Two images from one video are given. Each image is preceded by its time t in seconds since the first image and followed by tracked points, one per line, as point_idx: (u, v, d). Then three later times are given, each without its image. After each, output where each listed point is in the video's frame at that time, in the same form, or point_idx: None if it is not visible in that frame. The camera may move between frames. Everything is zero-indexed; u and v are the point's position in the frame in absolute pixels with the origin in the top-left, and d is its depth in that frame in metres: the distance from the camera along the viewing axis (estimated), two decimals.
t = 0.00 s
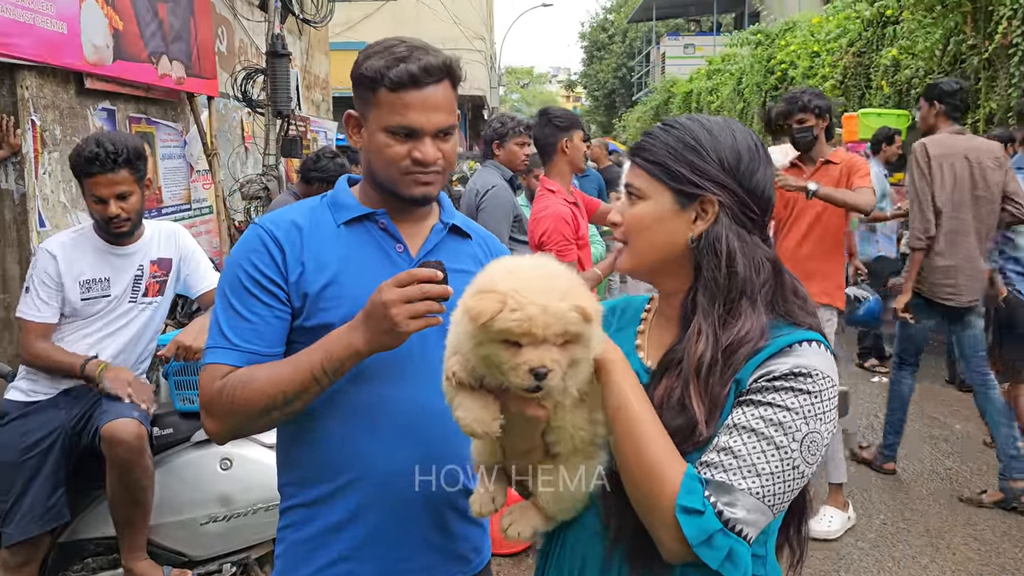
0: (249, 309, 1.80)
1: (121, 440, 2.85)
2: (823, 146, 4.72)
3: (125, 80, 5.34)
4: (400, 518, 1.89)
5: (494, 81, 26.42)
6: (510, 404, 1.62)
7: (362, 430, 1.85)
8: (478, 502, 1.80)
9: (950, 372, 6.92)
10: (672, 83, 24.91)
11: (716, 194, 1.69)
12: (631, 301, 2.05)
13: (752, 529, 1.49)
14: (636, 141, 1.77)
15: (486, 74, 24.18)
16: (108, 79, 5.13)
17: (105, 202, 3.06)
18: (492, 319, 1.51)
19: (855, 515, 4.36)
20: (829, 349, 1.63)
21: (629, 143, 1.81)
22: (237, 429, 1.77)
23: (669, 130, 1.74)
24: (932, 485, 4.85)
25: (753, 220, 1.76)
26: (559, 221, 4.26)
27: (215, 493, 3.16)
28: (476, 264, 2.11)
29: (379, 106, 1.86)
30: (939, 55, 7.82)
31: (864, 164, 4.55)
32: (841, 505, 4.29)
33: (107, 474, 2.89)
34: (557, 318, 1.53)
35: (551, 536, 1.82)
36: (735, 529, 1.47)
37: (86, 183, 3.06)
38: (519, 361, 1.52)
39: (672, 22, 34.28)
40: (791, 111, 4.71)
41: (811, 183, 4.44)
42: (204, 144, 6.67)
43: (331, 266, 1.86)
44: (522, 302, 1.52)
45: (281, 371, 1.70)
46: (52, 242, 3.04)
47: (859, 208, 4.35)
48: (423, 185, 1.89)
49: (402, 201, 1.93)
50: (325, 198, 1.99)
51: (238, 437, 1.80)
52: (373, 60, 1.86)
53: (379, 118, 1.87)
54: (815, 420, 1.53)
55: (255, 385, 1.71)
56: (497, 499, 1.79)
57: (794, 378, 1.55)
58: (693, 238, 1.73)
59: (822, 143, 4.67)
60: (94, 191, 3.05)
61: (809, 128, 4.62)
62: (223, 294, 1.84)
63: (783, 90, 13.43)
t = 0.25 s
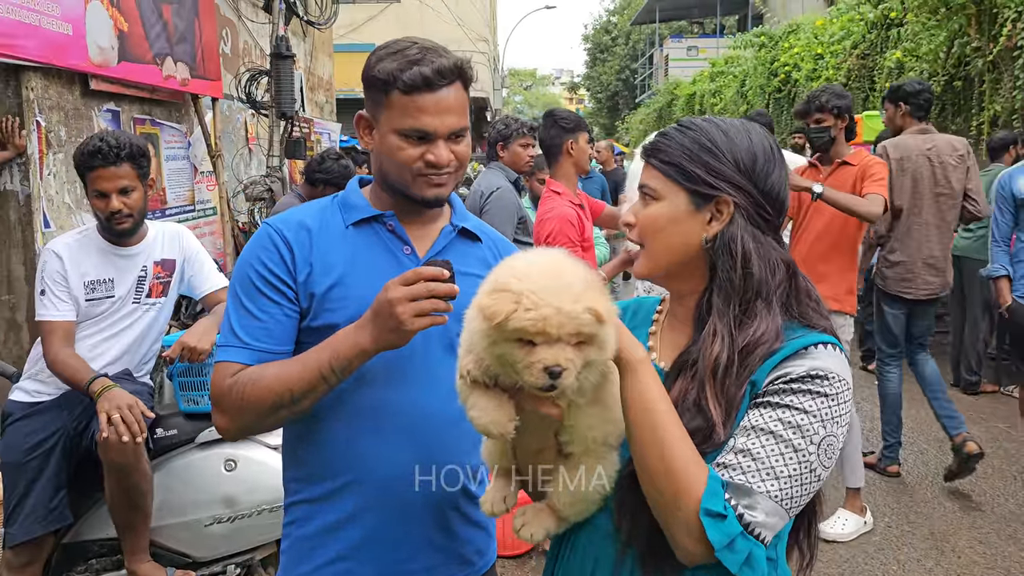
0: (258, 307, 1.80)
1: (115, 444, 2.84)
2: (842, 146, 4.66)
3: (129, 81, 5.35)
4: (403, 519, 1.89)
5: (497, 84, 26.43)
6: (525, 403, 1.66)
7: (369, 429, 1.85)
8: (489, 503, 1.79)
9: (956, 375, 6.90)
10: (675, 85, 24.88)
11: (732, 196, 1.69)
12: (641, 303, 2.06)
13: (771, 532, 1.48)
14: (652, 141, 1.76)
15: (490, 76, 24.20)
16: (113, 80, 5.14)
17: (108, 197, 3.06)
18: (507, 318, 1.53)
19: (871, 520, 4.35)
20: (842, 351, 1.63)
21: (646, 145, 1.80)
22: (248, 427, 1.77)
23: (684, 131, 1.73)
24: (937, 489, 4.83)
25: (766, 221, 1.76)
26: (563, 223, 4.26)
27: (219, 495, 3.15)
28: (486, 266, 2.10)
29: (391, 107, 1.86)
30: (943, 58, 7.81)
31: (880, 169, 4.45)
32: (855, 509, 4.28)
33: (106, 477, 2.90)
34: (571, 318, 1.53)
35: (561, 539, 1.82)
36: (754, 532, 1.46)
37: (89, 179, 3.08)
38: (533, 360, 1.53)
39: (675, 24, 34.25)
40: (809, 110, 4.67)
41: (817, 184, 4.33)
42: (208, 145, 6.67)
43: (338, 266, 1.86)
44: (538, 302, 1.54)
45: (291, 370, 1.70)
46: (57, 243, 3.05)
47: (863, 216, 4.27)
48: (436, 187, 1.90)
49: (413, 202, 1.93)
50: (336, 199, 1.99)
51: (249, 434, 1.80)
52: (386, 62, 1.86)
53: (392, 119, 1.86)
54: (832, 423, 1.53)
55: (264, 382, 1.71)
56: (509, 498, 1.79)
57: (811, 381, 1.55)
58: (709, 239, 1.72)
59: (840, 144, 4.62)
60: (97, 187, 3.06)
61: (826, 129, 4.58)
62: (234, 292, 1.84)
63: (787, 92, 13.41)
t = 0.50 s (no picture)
0: (259, 307, 1.81)
1: (122, 443, 2.83)
2: (859, 146, 4.58)
3: (133, 82, 5.35)
4: (402, 518, 1.89)
5: (499, 85, 26.45)
6: (537, 406, 1.66)
7: (370, 427, 1.85)
8: (499, 507, 1.79)
9: (958, 377, 6.89)
10: (676, 86, 24.87)
11: (756, 196, 1.69)
12: (648, 303, 2.06)
13: (785, 532, 1.48)
14: (662, 143, 1.74)
15: (492, 78, 24.22)
16: (117, 81, 5.15)
17: (113, 196, 3.07)
18: (518, 319, 1.52)
19: (874, 522, 4.35)
20: (853, 351, 1.63)
21: (656, 149, 1.76)
22: (253, 427, 1.78)
23: (699, 132, 1.72)
24: (941, 491, 4.83)
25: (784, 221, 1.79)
26: (566, 224, 4.25)
27: (223, 495, 3.16)
28: (485, 267, 2.09)
29: (399, 103, 1.86)
30: (946, 59, 7.82)
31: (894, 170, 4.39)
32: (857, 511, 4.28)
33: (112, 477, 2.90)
34: (582, 318, 1.54)
35: (570, 542, 1.81)
36: (768, 533, 1.46)
37: (96, 179, 3.09)
38: (545, 362, 1.53)
39: (677, 26, 34.26)
40: (825, 109, 4.61)
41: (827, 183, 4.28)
42: (211, 146, 6.68)
43: (337, 267, 1.87)
44: (549, 303, 1.54)
45: (295, 369, 1.70)
46: (62, 243, 3.05)
47: (872, 217, 4.21)
48: (428, 196, 1.90)
49: (412, 208, 1.93)
50: (336, 200, 1.99)
51: (254, 434, 1.81)
52: (398, 57, 1.88)
53: (396, 116, 1.87)
54: (843, 423, 1.54)
55: (268, 382, 1.72)
56: (518, 504, 1.79)
57: (822, 381, 1.55)
58: (733, 241, 1.72)
59: (856, 143, 4.55)
60: (103, 186, 3.07)
61: (841, 128, 4.53)
62: (235, 293, 1.85)
63: (789, 94, 13.41)
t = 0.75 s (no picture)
0: (249, 312, 1.81)
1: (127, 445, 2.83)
2: (875, 147, 4.57)
3: (137, 83, 5.37)
4: (397, 521, 1.89)
5: (502, 87, 26.45)
6: (543, 411, 1.65)
7: (363, 431, 1.85)
8: (508, 514, 1.80)
9: (962, 379, 6.88)
10: (679, 88, 24.84)
11: (782, 196, 1.73)
12: (653, 303, 2.04)
13: (799, 530, 1.50)
14: (686, 144, 1.70)
15: (495, 79, 24.22)
16: (120, 82, 5.16)
17: (120, 196, 3.08)
18: (519, 324, 1.54)
19: (878, 524, 4.34)
20: (859, 350, 1.65)
21: (675, 151, 1.72)
22: (243, 434, 1.77)
23: (723, 133, 1.71)
24: (944, 493, 4.82)
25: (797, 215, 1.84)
26: (569, 226, 4.25)
27: (227, 496, 3.17)
28: (475, 264, 2.06)
29: (387, 104, 1.87)
30: (949, 61, 7.82)
31: (910, 173, 4.36)
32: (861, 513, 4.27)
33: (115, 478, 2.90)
34: (585, 322, 1.56)
35: (579, 542, 1.81)
36: (784, 532, 1.48)
37: (102, 178, 3.09)
38: (550, 369, 1.55)
39: (680, 28, 34.25)
40: (840, 110, 4.59)
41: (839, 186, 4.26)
42: (214, 148, 6.69)
43: (326, 270, 1.87)
44: (549, 308, 1.56)
45: (284, 374, 1.69)
46: (68, 244, 3.06)
47: (883, 221, 4.19)
48: (422, 195, 1.90)
49: (402, 208, 1.94)
50: (325, 202, 1.99)
51: (246, 440, 1.80)
52: (386, 57, 1.87)
53: (385, 118, 1.87)
54: (852, 421, 1.56)
55: (259, 389, 1.71)
56: (527, 509, 1.79)
57: (831, 381, 1.57)
58: (762, 241, 1.76)
59: (873, 144, 4.54)
60: (109, 185, 3.08)
61: (857, 129, 4.51)
62: (224, 299, 1.85)
63: (792, 96, 13.39)
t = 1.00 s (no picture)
0: (236, 319, 1.80)
1: (135, 446, 2.87)
2: (887, 149, 4.56)
3: (140, 85, 5.38)
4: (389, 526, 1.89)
5: (504, 88, 26.45)
6: (551, 413, 1.71)
7: (353, 438, 1.84)
8: (516, 517, 1.83)
9: (964, 380, 6.88)
10: (682, 89, 24.82)
11: (791, 199, 1.74)
12: (654, 306, 2.03)
13: (811, 531, 1.50)
14: (698, 147, 1.70)
15: (497, 81, 24.22)
16: (124, 84, 5.18)
17: (122, 192, 3.10)
18: (527, 328, 1.59)
19: (881, 525, 4.34)
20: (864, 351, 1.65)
21: (686, 154, 1.72)
22: (234, 445, 1.76)
23: (734, 135, 1.71)
24: (948, 494, 4.81)
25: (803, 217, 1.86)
26: (572, 227, 4.26)
27: (231, 497, 3.18)
28: (466, 264, 2.07)
29: (366, 99, 1.86)
30: (952, 62, 7.81)
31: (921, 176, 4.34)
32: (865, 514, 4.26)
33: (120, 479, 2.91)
34: (592, 325, 1.60)
35: (584, 545, 1.79)
36: (796, 533, 1.47)
37: (103, 175, 3.11)
38: (558, 372, 1.59)
39: (682, 29, 34.24)
40: (851, 110, 4.55)
41: (847, 191, 4.27)
42: (217, 149, 6.71)
43: (313, 274, 1.85)
44: (558, 312, 1.61)
45: (273, 383, 1.68)
46: (70, 245, 3.07)
47: (891, 224, 4.19)
48: (403, 192, 1.88)
49: (384, 206, 1.92)
50: (308, 204, 1.98)
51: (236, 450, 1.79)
52: (364, 53, 1.88)
53: (364, 113, 1.87)
54: (860, 422, 1.57)
55: (248, 399, 1.69)
56: (535, 513, 1.83)
57: (838, 382, 1.58)
58: (772, 244, 1.77)
59: (884, 145, 4.53)
60: (111, 181, 3.10)
61: (868, 130, 4.49)
62: (210, 307, 1.84)
63: (794, 97, 13.38)
